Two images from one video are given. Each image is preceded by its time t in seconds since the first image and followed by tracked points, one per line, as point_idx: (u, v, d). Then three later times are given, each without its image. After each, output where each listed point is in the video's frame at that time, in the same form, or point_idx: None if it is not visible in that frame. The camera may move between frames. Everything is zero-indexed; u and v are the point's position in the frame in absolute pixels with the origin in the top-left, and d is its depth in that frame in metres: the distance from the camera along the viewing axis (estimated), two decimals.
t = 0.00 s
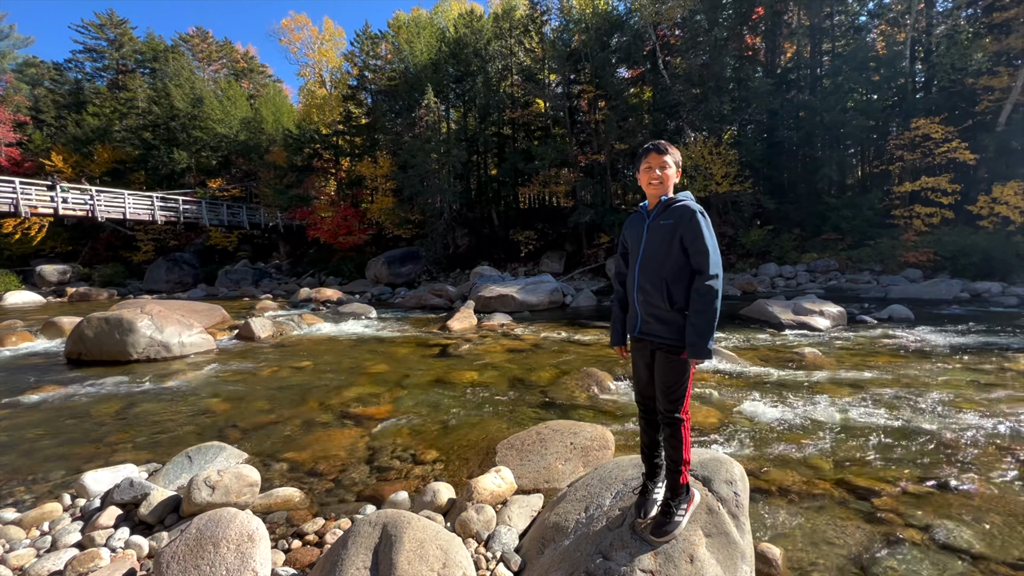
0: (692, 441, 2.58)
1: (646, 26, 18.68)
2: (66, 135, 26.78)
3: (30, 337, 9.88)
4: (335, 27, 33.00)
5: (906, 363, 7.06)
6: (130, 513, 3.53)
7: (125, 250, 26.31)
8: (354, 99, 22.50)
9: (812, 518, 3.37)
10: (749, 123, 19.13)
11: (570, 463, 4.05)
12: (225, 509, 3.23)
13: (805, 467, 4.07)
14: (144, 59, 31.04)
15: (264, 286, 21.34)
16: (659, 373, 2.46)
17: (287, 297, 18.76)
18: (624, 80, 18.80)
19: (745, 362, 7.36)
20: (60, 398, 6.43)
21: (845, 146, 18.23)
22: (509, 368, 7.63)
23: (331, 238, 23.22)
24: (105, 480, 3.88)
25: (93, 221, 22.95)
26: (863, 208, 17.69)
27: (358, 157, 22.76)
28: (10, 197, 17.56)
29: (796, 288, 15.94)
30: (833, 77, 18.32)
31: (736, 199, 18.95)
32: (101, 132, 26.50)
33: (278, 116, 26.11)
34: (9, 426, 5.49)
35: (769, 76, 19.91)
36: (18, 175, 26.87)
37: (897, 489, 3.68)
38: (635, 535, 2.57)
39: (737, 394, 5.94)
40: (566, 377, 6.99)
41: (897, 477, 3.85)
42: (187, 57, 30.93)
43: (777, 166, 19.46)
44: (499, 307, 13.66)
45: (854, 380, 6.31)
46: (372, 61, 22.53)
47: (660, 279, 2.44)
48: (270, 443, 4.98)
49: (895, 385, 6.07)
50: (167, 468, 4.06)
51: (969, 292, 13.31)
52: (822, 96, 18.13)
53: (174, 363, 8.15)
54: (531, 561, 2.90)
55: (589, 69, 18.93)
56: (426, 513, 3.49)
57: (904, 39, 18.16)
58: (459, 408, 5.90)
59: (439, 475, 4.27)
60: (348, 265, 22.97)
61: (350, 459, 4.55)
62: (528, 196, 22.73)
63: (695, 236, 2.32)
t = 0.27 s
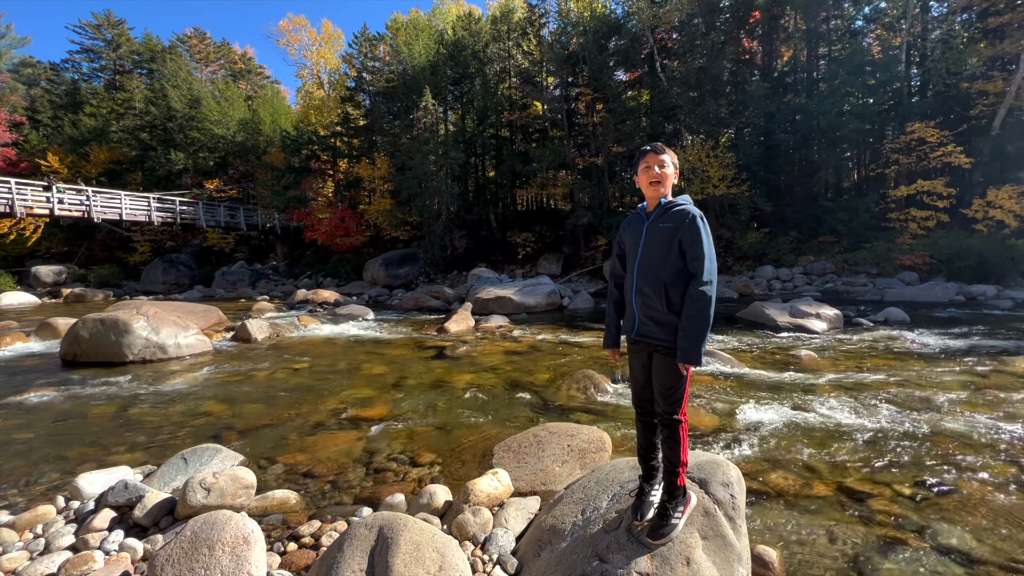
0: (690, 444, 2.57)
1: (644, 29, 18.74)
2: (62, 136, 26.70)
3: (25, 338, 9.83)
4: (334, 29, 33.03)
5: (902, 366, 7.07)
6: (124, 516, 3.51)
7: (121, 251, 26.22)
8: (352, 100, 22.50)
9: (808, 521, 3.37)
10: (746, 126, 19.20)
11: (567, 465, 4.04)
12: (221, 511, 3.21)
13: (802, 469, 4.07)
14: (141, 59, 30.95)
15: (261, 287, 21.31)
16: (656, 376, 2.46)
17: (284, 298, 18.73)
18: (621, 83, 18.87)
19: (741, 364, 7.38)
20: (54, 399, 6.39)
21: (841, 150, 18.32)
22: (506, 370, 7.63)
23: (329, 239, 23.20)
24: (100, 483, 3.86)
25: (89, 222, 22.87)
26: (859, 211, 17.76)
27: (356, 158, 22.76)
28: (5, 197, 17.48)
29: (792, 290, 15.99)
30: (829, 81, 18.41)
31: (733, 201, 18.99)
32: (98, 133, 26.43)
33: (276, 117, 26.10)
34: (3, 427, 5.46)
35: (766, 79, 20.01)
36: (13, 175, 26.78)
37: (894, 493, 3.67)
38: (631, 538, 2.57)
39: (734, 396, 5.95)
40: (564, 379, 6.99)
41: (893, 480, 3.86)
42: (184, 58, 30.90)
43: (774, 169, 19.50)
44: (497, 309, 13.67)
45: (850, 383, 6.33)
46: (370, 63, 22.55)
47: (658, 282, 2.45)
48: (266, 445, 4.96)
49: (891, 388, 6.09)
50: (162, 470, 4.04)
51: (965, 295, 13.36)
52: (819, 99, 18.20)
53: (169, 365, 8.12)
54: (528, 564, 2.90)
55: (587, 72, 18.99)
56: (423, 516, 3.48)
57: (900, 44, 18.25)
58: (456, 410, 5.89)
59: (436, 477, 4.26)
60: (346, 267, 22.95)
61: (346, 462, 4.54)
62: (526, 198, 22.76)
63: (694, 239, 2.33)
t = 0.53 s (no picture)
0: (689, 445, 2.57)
1: (642, 32, 18.78)
2: (59, 135, 26.65)
3: (20, 338, 9.79)
4: (333, 31, 33.03)
5: (899, 368, 7.09)
6: (120, 516, 3.49)
7: (119, 251, 26.16)
8: (350, 101, 22.48)
9: (805, 522, 3.38)
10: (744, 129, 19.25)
11: (565, 467, 4.05)
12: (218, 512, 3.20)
13: (798, 471, 4.08)
14: (139, 59, 30.91)
15: (258, 288, 21.27)
16: (656, 377, 2.46)
17: (281, 299, 18.69)
18: (620, 85, 18.93)
19: (739, 366, 7.40)
20: (49, 400, 6.36)
21: (838, 153, 18.39)
22: (504, 371, 7.63)
23: (327, 240, 23.18)
24: (96, 483, 3.85)
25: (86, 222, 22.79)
26: (856, 214, 17.83)
27: (355, 159, 22.74)
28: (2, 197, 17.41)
29: (790, 292, 16.02)
30: (827, 84, 18.49)
31: (731, 204, 18.98)
32: (95, 132, 26.36)
33: (274, 117, 26.07)
34: None
35: (764, 82, 20.08)
36: (10, 174, 26.70)
37: (890, 494, 3.68)
38: (629, 538, 2.57)
39: (731, 397, 5.96)
40: (562, 381, 6.99)
41: (890, 482, 3.86)
42: (182, 58, 30.84)
43: (772, 171, 19.65)
44: (495, 310, 13.67)
45: (847, 385, 6.35)
46: (369, 64, 22.55)
47: (657, 283, 2.45)
48: (263, 446, 4.94)
49: (888, 390, 6.10)
50: (158, 471, 4.02)
51: (961, 297, 13.40)
52: (816, 102, 18.27)
53: (166, 365, 8.09)
54: (526, 564, 2.90)
55: (585, 73, 19.01)
56: (420, 517, 3.48)
57: (897, 47, 18.32)
58: (454, 411, 5.89)
59: (434, 478, 4.25)
60: (344, 268, 22.92)
61: (344, 463, 4.52)
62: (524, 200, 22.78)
63: (693, 241, 2.34)
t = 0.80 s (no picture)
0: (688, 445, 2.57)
1: (641, 33, 18.82)
2: (58, 134, 26.60)
3: (18, 337, 9.77)
4: (333, 31, 33.02)
5: (896, 369, 7.11)
6: (118, 516, 3.48)
7: (117, 251, 26.11)
8: (349, 101, 22.48)
9: (803, 522, 3.38)
10: (743, 130, 19.30)
11: (563, 467, 4.05)
12: (216, 512, 3.19)
13: (796, 471, 4.09)
14: (138, 58, 30.86)
15: (256, 288, 21.24)
16: (657, 376, 2.45)
17: (280, 298, 18.69)
18: (619, 86, 18.98)
19: (737, 366, 7.41)
20: (47, 399, 6.35)
21: (837, 154, 18.44)
22: (502, 371, 7.63)
23: (325, 240, 23.18)
24: (94, 483, 3.84)
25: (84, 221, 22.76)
26: (854, 215, 17.88)
27: (354, 159, 22.75)
28: None
29: (788, 293, 16.04)
30: (825, 86, 18.54)
31: (729, 204, 18.93)
32: (94, 131, 26.32)
33: (273, 117, 26.07)
34: None
35: (763, 83, 20.12)
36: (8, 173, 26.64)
37: (887, 494, 3.70)
38: (628, 538, 2.57)
39: (730, 398, 5.97)
40: (560, 381, 7.00)
41: (888, 483, 3.87)
42: (182, 57, 30.78)
43: (770, 172, 19.69)
44: (493, 310, 13.68)
45: (845, 385, 6.37)
46: (369, 64, 22.56)
47: (657, 282, 2.46)
48: (261, 446, 4.94)
49: (886, 390, 6.12)
50: (156, 470, 4.01)
51: (959, 299, 13.44)
52: (815, 104, 18.31)
53: (164, 365, 8.08)
54: (525, 564, 2.90)
55: (585, 74, 19.04)
56: (419, 517, 3.48)
57: (896, 49, 18.38)
58: (453, 412, 5.88)
59: (432, 478, 4.26)
60: (342, 268, 22.90)
61: (343, 463, 4.52)
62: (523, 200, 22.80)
63: (694, 241, 2.35)
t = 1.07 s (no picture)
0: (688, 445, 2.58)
1: (641, 33, 18.80)
2: (57, 133, 26.58)
3: (17, 336, 9.77)
4: (333, 30, 33.00)
5: (895, 370, 7.11)
6: (118, 515, 3.49)
7: (116, 250, 26.08)
8: (349, 101, 22.49)
9: (802, 522, 3.39)
10: (742, 130, 19.31)
11: (563, 467, 4.05)
12: (215, 511, 3.19)
13: (796, 472, 4.09)
14: (137, 58, 30.82)
15: (256, 287, 21.24)
16: (657, 375, 2.45)
17: (279, 298, 18.69)
18: (619, 86, 19.00)
19: (737, 367, 7.41)
20: (46, 398, 6.34)
21: (837, 154, 18.44)
22: (502, 371, 7.62)
23: (325, 239, 23.17)
24: (93, 482, 3.84)
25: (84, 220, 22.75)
26: (854, 216, 17.88)
27: (354, 158, 22.76)
28: None
29: (787, 294, 16.05)
30: (825, 87, 18.54)
31: (729, 205, 18.94)
32: (93, 130, 26.31)
33: (273, 116, 26.08)
34: None
35: (763, 84, 20.13)
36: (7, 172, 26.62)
37: (887, 496, 3.69)
38: (627, 538, 2.57)
39: (729, 398, 5.97)
40: (560, 381, 7.00)
41: (885, 483, 3.88)
42: (181, 56, 30.73)
43: (770, 172, 19.71)
44: (493, 310, 13.68)
45: (844, 386, 6.37)
46: (369, 63, 22.56)
47: (654, 281, 2.45)
48: (261, 445, 4.94)
49: (886, 391, 6.12)
50: (156, 470, 4.01)
51: (958, 299, 13.44)
52: (815, 104, 18.32)
53: (164, 364, 8.08)
54: (524, 564, 2.90)
55: (585, 74, 19.05)
56: (419, 517, 3.48)
57: (896, 50, 18.38)
58: (452, 411, 5.88)
59: (432, 478, 4.26)
60: (342, 267, 22.90)
61: (343, 462, 4.52)
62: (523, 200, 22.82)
63: (694, 239, 2.37)
